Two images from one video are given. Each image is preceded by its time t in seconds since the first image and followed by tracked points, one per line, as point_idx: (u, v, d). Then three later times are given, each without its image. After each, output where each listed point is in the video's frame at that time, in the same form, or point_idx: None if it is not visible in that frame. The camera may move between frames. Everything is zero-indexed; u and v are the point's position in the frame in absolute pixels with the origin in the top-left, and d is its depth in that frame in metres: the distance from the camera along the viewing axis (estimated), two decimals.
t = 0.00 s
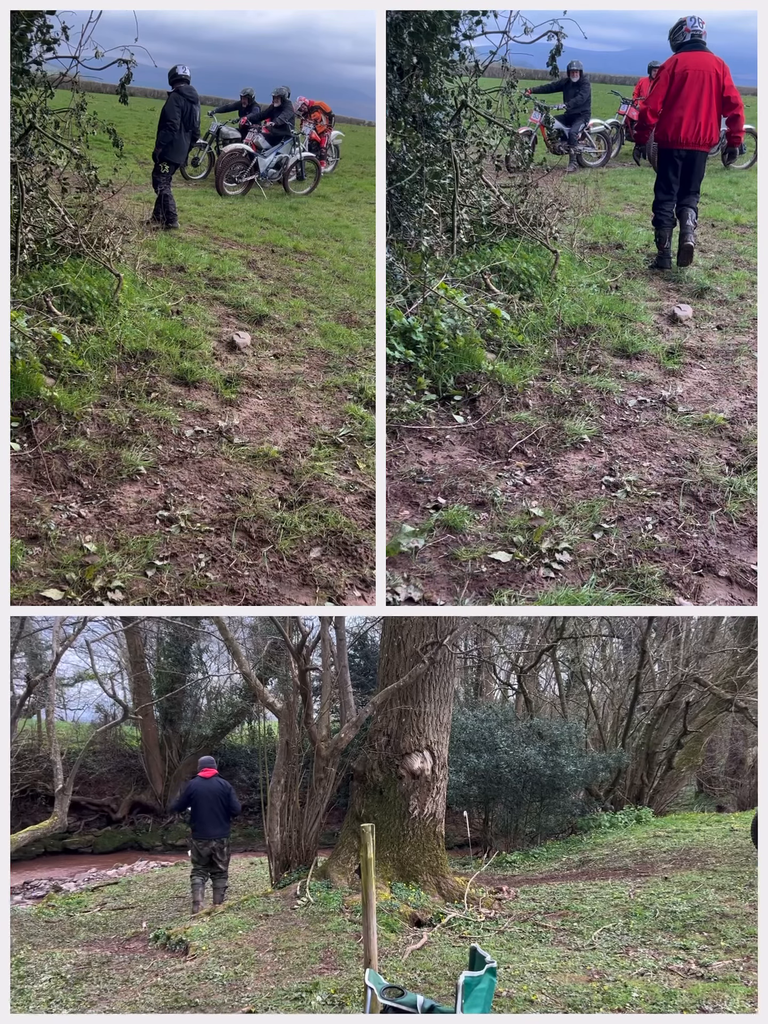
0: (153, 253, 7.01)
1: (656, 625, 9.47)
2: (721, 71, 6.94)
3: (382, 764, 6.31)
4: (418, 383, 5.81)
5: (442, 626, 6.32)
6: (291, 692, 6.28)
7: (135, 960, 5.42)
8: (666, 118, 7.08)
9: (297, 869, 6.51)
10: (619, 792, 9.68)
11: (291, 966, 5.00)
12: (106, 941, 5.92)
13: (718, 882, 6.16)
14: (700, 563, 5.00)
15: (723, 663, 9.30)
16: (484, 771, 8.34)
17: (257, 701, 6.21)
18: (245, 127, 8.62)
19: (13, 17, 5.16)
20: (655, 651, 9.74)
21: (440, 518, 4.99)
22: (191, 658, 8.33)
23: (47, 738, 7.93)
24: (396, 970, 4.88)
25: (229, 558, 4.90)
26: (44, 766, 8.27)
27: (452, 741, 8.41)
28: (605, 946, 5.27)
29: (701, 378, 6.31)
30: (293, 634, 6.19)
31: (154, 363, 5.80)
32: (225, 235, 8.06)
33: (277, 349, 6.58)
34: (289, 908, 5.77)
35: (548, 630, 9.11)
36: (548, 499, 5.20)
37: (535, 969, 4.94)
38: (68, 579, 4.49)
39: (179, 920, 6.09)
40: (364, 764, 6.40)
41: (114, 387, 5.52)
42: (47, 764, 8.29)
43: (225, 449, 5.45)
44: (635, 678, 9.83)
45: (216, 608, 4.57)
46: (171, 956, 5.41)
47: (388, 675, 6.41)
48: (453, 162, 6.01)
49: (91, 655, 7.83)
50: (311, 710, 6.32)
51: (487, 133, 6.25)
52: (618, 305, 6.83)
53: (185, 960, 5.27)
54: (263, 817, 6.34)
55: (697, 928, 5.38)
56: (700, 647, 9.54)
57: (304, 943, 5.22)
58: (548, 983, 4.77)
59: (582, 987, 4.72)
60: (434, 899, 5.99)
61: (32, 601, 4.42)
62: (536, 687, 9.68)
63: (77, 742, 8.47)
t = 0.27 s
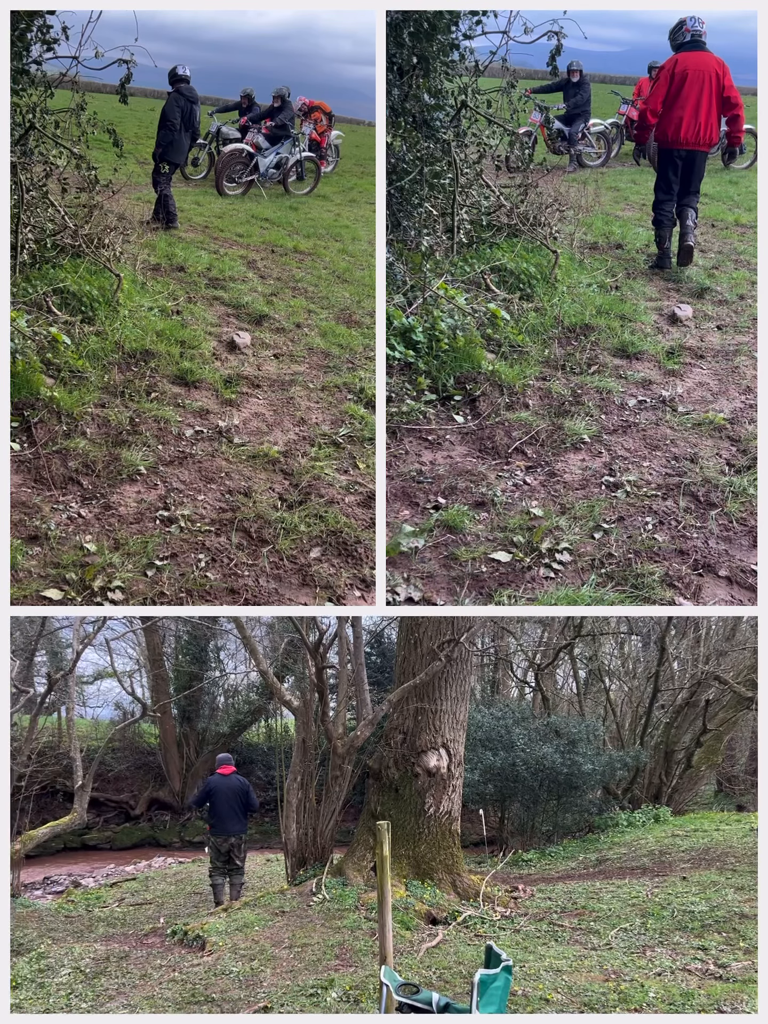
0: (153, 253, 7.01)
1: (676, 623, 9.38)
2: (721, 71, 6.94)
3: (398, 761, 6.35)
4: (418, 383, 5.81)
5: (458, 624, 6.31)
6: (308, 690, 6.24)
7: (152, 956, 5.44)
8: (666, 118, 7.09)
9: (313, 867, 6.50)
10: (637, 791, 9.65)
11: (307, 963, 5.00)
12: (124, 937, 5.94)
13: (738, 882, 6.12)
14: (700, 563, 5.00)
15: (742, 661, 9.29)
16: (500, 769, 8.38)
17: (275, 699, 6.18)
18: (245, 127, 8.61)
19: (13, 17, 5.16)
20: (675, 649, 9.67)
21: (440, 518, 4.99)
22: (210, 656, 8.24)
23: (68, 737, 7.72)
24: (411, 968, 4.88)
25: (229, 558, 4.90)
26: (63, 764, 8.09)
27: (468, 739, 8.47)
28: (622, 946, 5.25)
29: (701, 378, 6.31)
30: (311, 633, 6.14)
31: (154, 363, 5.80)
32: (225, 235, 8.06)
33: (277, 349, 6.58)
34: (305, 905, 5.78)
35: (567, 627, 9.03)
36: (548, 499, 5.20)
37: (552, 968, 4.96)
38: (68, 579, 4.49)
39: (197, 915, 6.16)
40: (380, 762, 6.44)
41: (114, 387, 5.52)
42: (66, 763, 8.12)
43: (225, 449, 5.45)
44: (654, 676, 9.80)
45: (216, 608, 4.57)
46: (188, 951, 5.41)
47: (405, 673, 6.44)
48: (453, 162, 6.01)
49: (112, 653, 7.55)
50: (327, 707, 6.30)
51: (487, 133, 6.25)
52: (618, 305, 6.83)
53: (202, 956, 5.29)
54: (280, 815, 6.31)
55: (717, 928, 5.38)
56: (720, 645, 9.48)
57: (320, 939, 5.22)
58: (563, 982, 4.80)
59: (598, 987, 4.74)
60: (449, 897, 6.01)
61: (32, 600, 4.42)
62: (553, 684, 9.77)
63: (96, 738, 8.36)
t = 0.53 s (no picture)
0: (153, 253, 7.01)
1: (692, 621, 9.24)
2: (721, 71, 6.94)
3: (412, 759, 6.36)
4: (418, 383, 5.81)
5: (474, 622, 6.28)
6: (322, 688, 6.23)
7: (167, 951, 5.49)
8: (666, 118, 7.08)
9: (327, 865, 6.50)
10: (652, 791, 9.53)
11: (320, 959, 5.00)
12: (140, 932, 5.98)
13: (755, 883, 6.09)
14: (700, 563, 5.00)
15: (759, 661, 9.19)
16: (514, 768, 8.38)
17: (289, 696, 6.19)
18: (245, 127, 8.61)
19: (13, 17, 5.16)
20: (692, 647, 9.56)
21: (440, 518, 5.00)
22: (224, 654, 8.45)
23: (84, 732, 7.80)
24: (425, 966, 4.87)
25: (229, 558, 4.90)
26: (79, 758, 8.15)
27: (483, 737, 8.50)
28: (637, 946, 5.24)
29: (701, 379, 6.31)
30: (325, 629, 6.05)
31: (154, 363, 5.80)
32: (225, 235, 8.06)
33: (277, 349, 6.58)
34: (319, 902, 5.77)
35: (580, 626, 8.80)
36: (548, 499, 5.20)
37: (565, 968, 4.95)
38: (68, 579, 4.49)
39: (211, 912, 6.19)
40: (394, 760, 6.44)
41: (114, 387, 5.52)
42: (83, 757, 8.20)
43: (225, 449, 5.45)
44: (671, 675, 9.69)
45: (216, 608, 4.57)
46: (202, 947, 5.44)
47: (419, 671, 6.44)
48: (453, 163, 6.01)
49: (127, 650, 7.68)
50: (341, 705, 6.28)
51: (487, 133, 6.25)
52: (618, 305, 6.83)
53: (216, 952, 5.27)
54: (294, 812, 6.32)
55: (734, 928, 5.38)
56: (737, 645, 9.32)
57: (333, 937, 5.21)
58: (577, 982, 4.79)
59: (613, 987, 4.73)
60: (462, 896, 6.01)
61: (32, 601, 4.42)
62: (569, 681, 9.71)
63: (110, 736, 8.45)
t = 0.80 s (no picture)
0: (153, 253, 7.01)
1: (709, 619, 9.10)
2: (721, 71, 6.94)
3: (424, 758, 6.36)
4: (418, 383, 5.81)
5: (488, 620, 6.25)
6: (336, 686, 6.28)
7: (181, 947, 5.49)
8: (666, 118, 7.08)
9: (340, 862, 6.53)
10: (667, 790, 9.47)
11: (333, 957, 4.99)
12: (154, 928, 5.99)
13: None
14: (700, 563, 5.00)
15: None
16: (529, 767, 8.45)
17: (303, 695, 6.24)
18: (245, 127, 8.60)
19: (13, 17, 5.17)
20: (708, 645, 9.38)
21: (440, 518, 5.00)
22: (238, 652, 8.05)
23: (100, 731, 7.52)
24: (437, 965, 4.88)
25: (229, 558, 4.90)
26: (94, 757, 8.01)
27: (496, 735, 8.54)
28: (651, 946, 5.23)
29: (701, 378, 6.31)
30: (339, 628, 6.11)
31: (153, 363, 5.80)
32: (225, 235, 8.06)
33: (277, 349, 6.58)
34: (331, 900, 5.77)
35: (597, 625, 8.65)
36: (548, 499, 5.20)
37: (578, 967, 4.95)
38: (68, 579, 4.49)
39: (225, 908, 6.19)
40: (407, 758, 6.45)
41: (114, 387, 5.52)
42: (97, 755, 8.01)
43: (225, 449, 5.45)
44: (687, 674, 9.50)
45: (216, 608, 4.57)
46: (215, 944, 5.45)
47: (433, 669, 6.44)
48: (453, 162, 6.01)
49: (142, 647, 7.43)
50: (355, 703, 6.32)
51: (487, 133, 6.24)
52: (618, 305, 6.83)
53: (229, 947, 5.32)
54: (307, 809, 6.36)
55: (749, 929, 5.39)
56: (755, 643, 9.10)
57: (345, 935, 5.20)
58: (591, 982, 4.79)
59: (626, 987, 4.74)
60: (475, 894, 5.99)
61: (32, 601, 4.42)
62: (583, 680, 9.46)
63: (126, 734, 8.09)
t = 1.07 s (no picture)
0: (153, 253, 7.01)
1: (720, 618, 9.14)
2: (721, 71, 6.94)
3: (434, 756, 6.34)
4: (418, 383, 5.81)
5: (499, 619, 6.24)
6: (345, 685, 6.26)
7: (190, 943, 5.49)
8: (666, 118, 7.08)
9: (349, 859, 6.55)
10: (678, 790, 9.40)
11: (341, 955, 5.00)
12: (163, 924, 6.02)
13: None
14: (700, 563, 5.00)
15: None
16: (538, 766, 8.48)
17: (313, 694, 6.22)
18: (245, 127, 8.60)
19: (13, 18, 5.17)
20: (720, 644, 9.44)
21: (440, 518, 5.00)
22: (248, 650, 8.15)
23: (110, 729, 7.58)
24: (445, 963, 4.90)
25: (229, 558, 4.90)
26: (105, 753, 8.16)
27: (506, 733, 8.59)
28: (661, 946, 5.23)
29: (701, 378, 6.31)
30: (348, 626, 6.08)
31: (153, 363, 5.80)
32: (225, 235, 8.06)
33: (277, 349, 6.58)
34: (340, 898, 5.77)
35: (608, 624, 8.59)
36: (548, 499, 5.20)
37: (587, 967, 4.96)
38: (68, 579, 4.49)
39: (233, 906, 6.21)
40: (416, 757, 6.43)
41: (114, 387, 5.52)
42: (108, 751, 8.17)
43: (225, 449, 5.45)
44: (698, 672, 9.59)
45: (216, 608, 4.57)
46: (225, 941, 5.44)
47: (443, 667, 6.43)
48: (453, 163, 6.01)
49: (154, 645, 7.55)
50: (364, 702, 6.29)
51: (487, 133, 6.24)
52: (618, 305, 6.83)
53: (239, 945, 5.30)
54: (316, 807, 6.36)
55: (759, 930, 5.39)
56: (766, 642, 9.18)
57: (354, 933, 5.22)
58: (600, 982, 4.79)
59: (635, 987, 4.74)
60: (483, 893, 6.01)
61: (32, 601, 4.42)
62: (594, 679, 9.46)
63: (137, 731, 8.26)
